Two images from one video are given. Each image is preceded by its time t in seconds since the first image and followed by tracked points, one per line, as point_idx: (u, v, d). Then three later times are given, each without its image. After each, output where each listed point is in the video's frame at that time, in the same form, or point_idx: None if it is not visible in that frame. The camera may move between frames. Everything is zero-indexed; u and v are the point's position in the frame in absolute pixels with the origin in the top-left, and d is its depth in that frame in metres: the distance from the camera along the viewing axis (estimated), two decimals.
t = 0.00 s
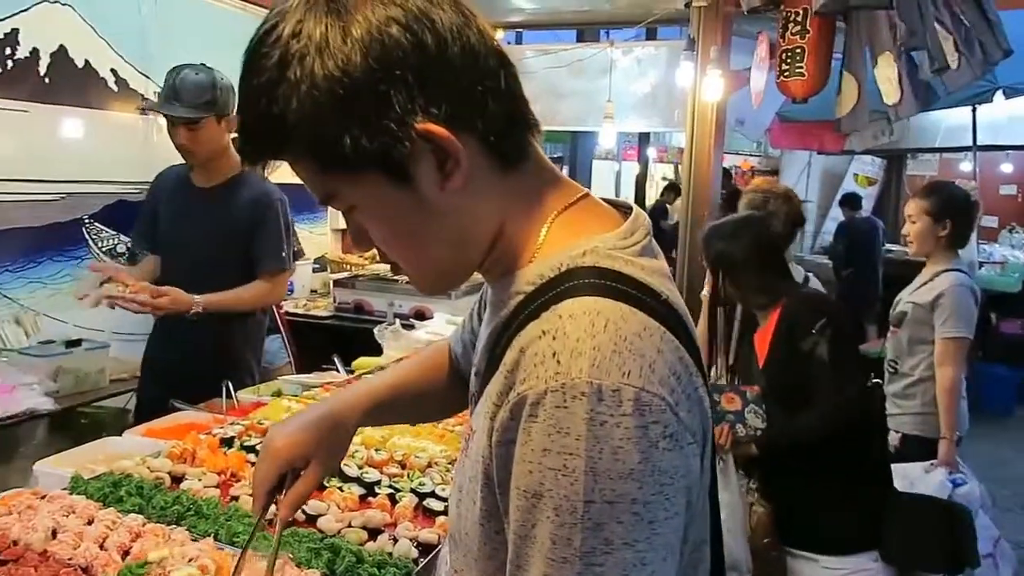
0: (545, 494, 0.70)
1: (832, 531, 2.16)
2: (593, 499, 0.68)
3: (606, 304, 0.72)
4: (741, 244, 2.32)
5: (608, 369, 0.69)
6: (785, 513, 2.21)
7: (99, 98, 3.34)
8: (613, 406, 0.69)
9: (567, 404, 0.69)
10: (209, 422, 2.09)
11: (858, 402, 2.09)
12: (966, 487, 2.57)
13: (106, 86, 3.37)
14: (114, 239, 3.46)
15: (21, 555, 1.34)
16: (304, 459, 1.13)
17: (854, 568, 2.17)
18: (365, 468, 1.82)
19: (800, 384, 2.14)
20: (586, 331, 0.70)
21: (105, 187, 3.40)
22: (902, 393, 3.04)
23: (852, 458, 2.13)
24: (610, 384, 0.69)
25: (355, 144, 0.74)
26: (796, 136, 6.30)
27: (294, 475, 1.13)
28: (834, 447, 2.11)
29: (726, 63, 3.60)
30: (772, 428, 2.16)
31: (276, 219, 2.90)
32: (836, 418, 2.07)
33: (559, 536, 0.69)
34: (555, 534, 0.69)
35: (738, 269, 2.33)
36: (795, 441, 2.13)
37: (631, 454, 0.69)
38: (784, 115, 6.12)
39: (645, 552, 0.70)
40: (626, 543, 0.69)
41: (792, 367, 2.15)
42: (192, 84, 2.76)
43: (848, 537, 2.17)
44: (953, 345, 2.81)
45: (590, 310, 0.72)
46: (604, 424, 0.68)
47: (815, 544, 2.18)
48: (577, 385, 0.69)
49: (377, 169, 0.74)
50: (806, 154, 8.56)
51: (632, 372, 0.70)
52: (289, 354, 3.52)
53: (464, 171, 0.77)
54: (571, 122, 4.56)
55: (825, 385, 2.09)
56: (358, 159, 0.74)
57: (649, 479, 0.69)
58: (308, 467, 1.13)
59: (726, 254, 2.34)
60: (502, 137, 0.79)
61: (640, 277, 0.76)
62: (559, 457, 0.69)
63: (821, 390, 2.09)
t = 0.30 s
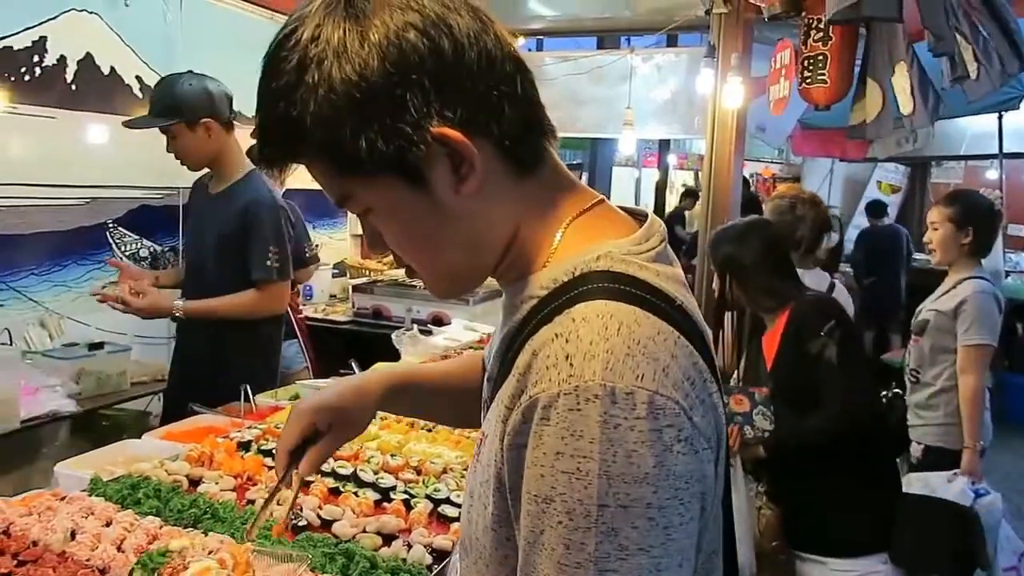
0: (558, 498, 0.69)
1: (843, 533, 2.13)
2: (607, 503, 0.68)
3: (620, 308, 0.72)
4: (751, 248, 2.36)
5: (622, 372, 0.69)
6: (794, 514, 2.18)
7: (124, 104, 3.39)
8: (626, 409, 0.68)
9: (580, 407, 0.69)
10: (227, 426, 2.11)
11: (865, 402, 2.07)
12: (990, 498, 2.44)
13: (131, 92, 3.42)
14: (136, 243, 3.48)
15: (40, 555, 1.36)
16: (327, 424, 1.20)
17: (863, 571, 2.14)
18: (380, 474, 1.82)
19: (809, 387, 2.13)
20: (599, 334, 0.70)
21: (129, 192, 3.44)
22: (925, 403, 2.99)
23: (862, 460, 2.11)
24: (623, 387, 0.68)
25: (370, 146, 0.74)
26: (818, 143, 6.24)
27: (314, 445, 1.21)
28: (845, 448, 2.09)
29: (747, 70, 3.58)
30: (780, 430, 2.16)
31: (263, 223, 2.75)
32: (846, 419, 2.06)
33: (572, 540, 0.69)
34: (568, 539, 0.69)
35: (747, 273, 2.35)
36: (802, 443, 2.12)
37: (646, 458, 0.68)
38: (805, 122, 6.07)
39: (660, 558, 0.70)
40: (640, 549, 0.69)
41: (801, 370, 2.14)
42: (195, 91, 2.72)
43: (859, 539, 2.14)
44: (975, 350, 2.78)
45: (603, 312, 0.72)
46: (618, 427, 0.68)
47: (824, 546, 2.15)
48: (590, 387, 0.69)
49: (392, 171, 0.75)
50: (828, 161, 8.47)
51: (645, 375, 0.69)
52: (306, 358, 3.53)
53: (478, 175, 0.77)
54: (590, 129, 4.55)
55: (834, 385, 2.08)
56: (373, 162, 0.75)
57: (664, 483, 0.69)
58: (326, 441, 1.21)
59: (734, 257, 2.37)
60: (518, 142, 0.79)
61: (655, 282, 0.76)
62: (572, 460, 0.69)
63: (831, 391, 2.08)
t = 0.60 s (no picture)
0: (563, 496, 0.69)
1: (850, 535, 2.11)
2: (613, 500, 0.67)
3: (623, 307, 0.72)
4: (756, 251, 2.35)
5: (624, 369, 0.69)
6: (800, 518, 2.17)
7: (133, 108, 3.41)
8: (630, 405, 0.68)
9: (583, 404, 0.68)
10: (232, 429, 2.11)
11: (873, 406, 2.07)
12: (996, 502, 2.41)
13: (140, 97, 3.44)
14: (144, 247, 3.49)
15: (45, 558, 1.36)
16: (299, 433, 1.29)
17: None
18: (385, 478, 1.82)
19: (816, 391, 2.16)
20: (601, 332, 0.70)
21: (137, 196, 3.45)
22: (933, 409, 2.97)
23: (869, 464, 2.10)
24: (626, 383, 0.68)
25: (375, 144, 0.74)
26: (826, 148, 6.21)
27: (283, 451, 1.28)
28: (853, 451, 2.08)
29: (754, 74, 3.57)
30: (785, 432, 2.17)
31: (228, 226, 2.68)
32: (853, 423, 2.05)
33: (578, 538, 0.68)
34: (574, 537, 0.68)
35: (754, 275, 2.36)
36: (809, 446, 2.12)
37: (651, 454, 0.68)
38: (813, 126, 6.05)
39: (668, 556, 0.69)
40: (648, 547, 0.68)
41: (807, 373, 2.16)
42: (192, 100, 2.65)
43: (865, 543, 2.12)
44: (982, 357, 2.76)
45: (606, 311, 0.72)
46: (622, 423, 0.68)
47: (830, 549, 2.13)
48: (593, 383, 0.69)
49: (395, 170, 0.74)
50: (836, 165, 8.44)
51: (649, 372, 0.69)
52: (313, 362, 3.53)
53: (482, 174, 0.77)
54: (598, 132, 4.55)
55: (841, 388, 2.09)
56: (377, 161, 0.74)
57: (670, 480, 0.68)
58: (295, 450, 1.27)
59: (741, 260, 2.37)
60: (523, 143, 0.79)
61: (659, 283, 0.76)
62: (576, 457, 0.68)
63: (837, 394, 2.09)
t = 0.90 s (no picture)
0: (568, 496, 0.69)
1: (866, 539, 2.14)
2: (618, 500, 0.67)
3: (627, 308, 0.72)
4: (780, 252, 2.31)
5: (629, 368, 0.69)
6: (818, 524, 2.18)
7: (143, 114, 3.43)
8: (634, 405, 0.68)
9: (587, 403, 0.69)
10: (241, 433, 2.12)
11: (896, 416, 2.07)
12: (1004, 504, 2.42)
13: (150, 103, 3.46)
14: (154, 252, 3.53)
15: (55, 561, 1.36)
16: (325, 413, 1.33)
17: None
18: (392, 482, 1.82)
19: (838, 397, 2.13)
20: (604, 333, 0.70)
21: (148, 201, 3.47)
22: (945, 415, 2.95)
23: (888, 470, 2.11)
24: (630, 383, 0.69)
25: (380, 146, 0.74)
26: (835, 152, 6.19)
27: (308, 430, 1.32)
28: (872, 457, 2.09)
29: (762, 79, 3.57)
30: (804, 439, 2.15)
31: (221, 213, 2.69)
32: (875, 431, 2.05)
33: (583, 538, 0.68)
34: (578, 536, 0.68)
35: (776, 275, 2.32)
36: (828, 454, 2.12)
37: (656, 453, 0.68)
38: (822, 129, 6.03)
39: (673, 556, 0.69)
40: (654, 546, 0.68)
41: (830, 378, 2.14)
42: (189, 112, 2.66)
43: (880, 545, 2.15)
44: (994, 364, 2.74)
45: (610, 312, 0.72)
46: (627, 423, 0.68)
47: (845, 554, 2.15)
48: (598, 382, 0.69)
49: (401, 170, 0.75)
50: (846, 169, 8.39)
51: (653, 371, 0.69)
52: (321, 367, 3.54)
53: (487, 176, 0.77)
54: (606, 136, 4.54)
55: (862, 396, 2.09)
56: (383, 163, 0.75)
57: (676, 479, 0.69)
58: (322, 429, 1.32)
59: (763, 260, 2.35)
60: (529, 146, 0.79)
61: (666, 285, 0.76)
62: (581, 456, 0.68)
63: (862, 404, 2.07)
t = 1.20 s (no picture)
0: (571, 490, 0.67)
1: (904, 546, 2.03)
2: (623, 496, 0.66)
3: (637, 300, 0.71)
4: (818, 245, 2.37)
5: (635, 360, 0.68)
6: (851, 529, 2.08)
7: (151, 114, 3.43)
8: (641, 399, 0.67)
9: (592, 395, 0.68)
10: (249, 431, 2.11)
11: (940, 422, 2.03)
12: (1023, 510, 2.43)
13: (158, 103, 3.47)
14: (162, 252, 3.54)
15: (63, 558, 1.36)
16: (349, 412, 1.33)
17: None
18: (401, 480, 1.82)
19: (879, 398, 2.11)
20: (613, 325, 0.69)
21: (156, 201, 3.48)
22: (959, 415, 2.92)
23: (932, 479, 2.05)
24: (638, 375, 0.68)
25: (390, 133, 0.73)
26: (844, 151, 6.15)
27: (334, 427, 1.33)
28: (915, 463, 2.03)
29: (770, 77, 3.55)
30: (840, 439, 2.12)
31: (225, 205, 2.68)
32: (921, 434, 2.02)
33: (586, 535, 0.67)
34: (582, 533, 0.67)
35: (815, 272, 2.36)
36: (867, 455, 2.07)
37: (662, 448, 0.67)
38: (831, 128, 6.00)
39: (680, 555, 0.68)
40: (659, 544, 0.67)
41: (874, 377, 2.12)
42: (188, 116, 2.67)
43: (915, 558, 2.03)
44: (1011, 364, 2.72)
45: (620, 304, 0.71)
46: (633, 415, 0.67)
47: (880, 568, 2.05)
48: (603, 374, 0.68)
49: (410, 158, 0.74)
50: (855, 169, 8.34)
51: (660, 365, 0.68)
52: (329, 366, 3.54)
53: (498, 165, 0.76)
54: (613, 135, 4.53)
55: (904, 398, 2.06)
56: (392, 151, 0.74)
57: (682, 474, 0.68)
58: (346, 427, 1.32)
59: (805, 253, 2.39)
60: (541, 136, 0.78)
61: (677, 278, 0.75)
62: (586, 451, 0.67)
63: (906, 405, 2.05)
